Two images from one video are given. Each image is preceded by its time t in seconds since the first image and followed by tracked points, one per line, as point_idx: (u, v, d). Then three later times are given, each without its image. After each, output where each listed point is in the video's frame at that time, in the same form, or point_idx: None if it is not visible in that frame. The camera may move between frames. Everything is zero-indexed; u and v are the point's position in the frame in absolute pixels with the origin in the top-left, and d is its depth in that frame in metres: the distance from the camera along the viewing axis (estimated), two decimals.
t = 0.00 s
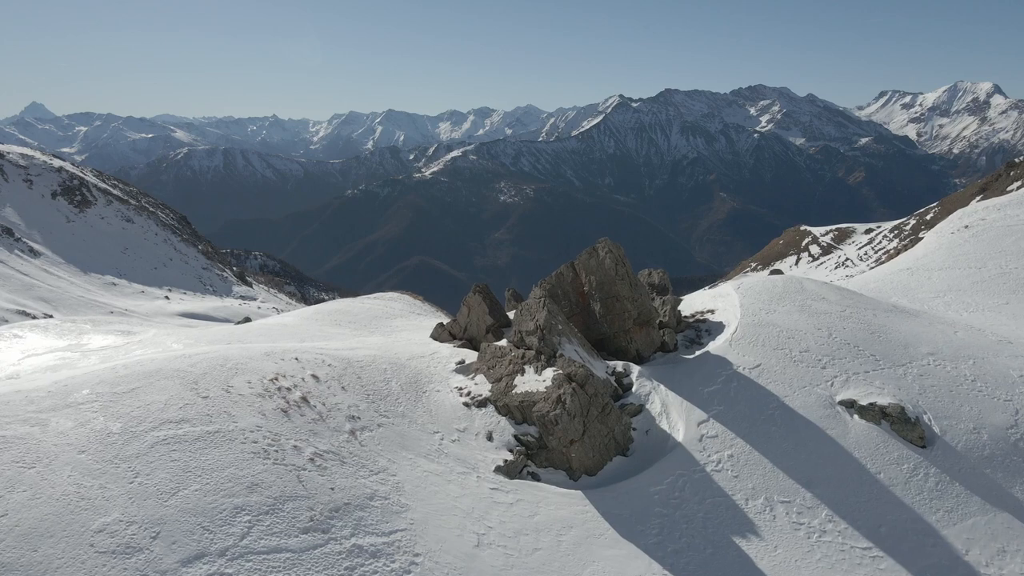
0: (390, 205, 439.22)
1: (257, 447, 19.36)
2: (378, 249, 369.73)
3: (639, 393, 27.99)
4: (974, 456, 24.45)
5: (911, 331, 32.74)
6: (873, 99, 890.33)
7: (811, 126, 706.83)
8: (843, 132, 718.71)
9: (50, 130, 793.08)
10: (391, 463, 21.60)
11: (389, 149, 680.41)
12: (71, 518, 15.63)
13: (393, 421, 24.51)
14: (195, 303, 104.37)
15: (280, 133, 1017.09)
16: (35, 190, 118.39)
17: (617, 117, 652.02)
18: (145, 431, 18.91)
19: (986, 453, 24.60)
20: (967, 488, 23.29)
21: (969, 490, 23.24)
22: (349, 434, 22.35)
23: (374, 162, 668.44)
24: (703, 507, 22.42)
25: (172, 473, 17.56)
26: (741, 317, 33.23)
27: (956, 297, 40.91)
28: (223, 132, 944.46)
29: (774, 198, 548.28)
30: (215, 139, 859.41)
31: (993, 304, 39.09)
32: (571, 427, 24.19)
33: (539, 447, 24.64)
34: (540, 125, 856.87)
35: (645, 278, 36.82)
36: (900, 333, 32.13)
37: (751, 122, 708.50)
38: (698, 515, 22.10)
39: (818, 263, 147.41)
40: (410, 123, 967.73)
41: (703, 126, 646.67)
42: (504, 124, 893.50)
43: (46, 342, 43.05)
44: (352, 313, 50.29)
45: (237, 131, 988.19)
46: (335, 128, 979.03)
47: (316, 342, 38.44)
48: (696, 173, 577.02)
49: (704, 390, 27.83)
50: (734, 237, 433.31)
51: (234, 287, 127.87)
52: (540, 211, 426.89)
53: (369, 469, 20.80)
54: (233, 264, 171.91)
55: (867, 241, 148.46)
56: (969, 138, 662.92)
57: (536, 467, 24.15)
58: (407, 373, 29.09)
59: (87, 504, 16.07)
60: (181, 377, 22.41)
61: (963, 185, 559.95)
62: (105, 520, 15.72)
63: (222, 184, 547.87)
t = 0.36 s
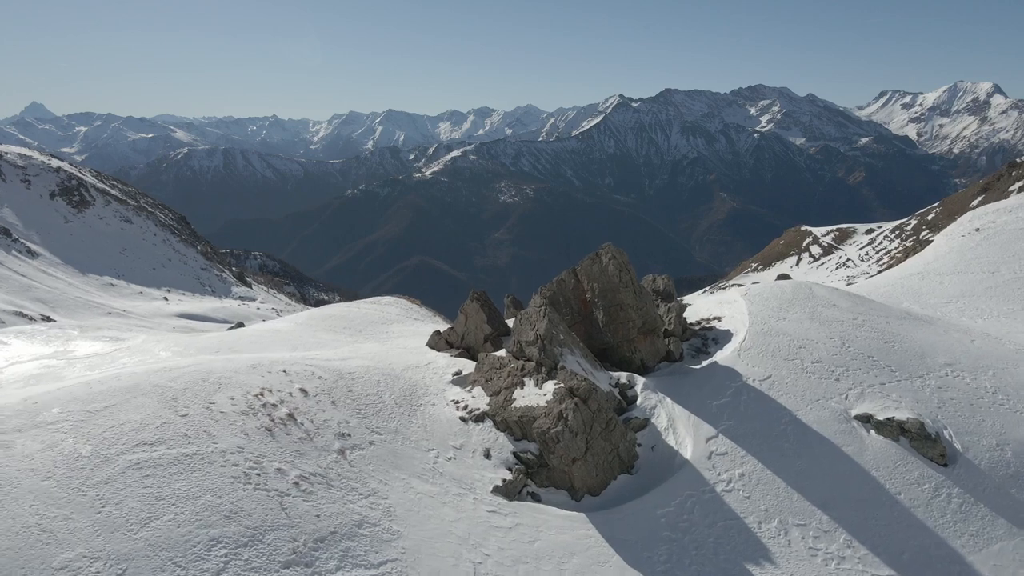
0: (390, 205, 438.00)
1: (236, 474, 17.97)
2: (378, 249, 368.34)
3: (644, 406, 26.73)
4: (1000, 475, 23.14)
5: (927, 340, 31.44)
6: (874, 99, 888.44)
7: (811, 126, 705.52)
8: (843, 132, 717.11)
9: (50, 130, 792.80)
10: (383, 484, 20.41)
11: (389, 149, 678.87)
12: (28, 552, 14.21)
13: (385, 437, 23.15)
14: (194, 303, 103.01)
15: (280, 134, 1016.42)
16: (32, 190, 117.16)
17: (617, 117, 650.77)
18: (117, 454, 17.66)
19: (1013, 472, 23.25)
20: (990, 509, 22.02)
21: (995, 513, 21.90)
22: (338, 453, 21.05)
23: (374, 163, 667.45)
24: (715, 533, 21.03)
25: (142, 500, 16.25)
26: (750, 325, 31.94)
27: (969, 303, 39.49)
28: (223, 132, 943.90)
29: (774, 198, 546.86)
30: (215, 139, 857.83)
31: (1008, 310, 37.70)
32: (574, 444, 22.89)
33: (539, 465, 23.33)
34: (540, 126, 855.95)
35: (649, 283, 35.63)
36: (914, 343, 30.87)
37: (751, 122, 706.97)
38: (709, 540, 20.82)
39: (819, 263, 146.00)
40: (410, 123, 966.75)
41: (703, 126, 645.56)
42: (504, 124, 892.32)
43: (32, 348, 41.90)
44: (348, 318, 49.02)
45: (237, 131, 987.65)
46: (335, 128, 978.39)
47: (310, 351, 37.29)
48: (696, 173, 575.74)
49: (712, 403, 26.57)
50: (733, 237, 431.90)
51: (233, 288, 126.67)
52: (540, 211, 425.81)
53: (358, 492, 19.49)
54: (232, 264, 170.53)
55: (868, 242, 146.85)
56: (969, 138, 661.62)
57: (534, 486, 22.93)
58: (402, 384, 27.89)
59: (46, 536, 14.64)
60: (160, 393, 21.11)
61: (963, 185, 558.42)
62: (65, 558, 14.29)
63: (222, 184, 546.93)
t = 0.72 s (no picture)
0: (389, 206, 436.76)
1: (216, 500, 16.74)
2: (378, 249, 366.99)
3: (649, 419, 25.49)
4: None
5: (944, 350, 30.13)
6: (874, 98, 886.58)
7: (811, 126, 704.09)
8: (843, 132, 715.48)
9: (50, 130, 791.67)
10: (374, 509, 19.07)
11: (389, 149, 677.08)
12: None
13: (377, 456, 21.88)
14: (193, 304, 101.77)
15: (280, 133, 1015.16)
16: (30, 191, 115.60)
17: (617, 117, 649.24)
18: (85, 481, 16.37)
19: None
20: (1019, 534, 20.73)
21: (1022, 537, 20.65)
22: (325, 475, 19.72)
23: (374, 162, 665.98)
24: (726, 559, 19.80)
25: (109, 534, 14.95)
26: (759, 333, 30.67)
27: (984, 309, 38.13)
28: (223, 132, 942.26)
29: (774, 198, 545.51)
30: (215, 139, 856.34)
31: None
32: (576, 463, 21.62)
33: (540, 484, 22.08)
34: (540, 125, 854.76)
35: (652, 290, 34.49)
36: (931, 352, 29.60)
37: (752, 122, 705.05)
38: (722, 568, 19.51)
39: (820, 264, 144.69)
40: (410, 123, 965.32)
41: (704, 126, 644.33)
42: (504, 124, 890.69)
43: (18, 356, 40.57)
44: (342, 324, 47.81)
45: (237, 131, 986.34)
46: (335, 128, 977.10)
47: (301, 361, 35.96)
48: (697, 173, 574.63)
49: (721, 417, 25.35)
50: (734, 238, 430.73)
51: (232, 288, 125.43)
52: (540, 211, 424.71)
53: (346, 518, 18.20)
54: (231, 265, 169.36)
55: (869, 242, 145.34)
56: (969, 138, 659.99)
57: (534, 508, 21.58)
58: (396, 396, 26.68)
59: None
60: (134, 412, 19.70)
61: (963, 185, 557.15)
62: None
63: (222, 184, 545.61)
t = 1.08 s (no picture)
0: (389, 206, 435.58)
1: (190, 530, 15.44)
2: (378, 249, 365.63)
3: (656, 436, 24.08)
4: None
5: (964, 360, 28.82)
6: (874, 99, 885.04)
7: (811, 126, 702.86)
8: (844, 131, 714.03)
9: (49, 130, 790.29)
10: (363, 538, 17.78)
11: (389, 149, 675.70)
12: None
13: (368, 479, 20.58)
14: (191, 305, 100.51)
15: (280, 133, 1013.81)
16: (28, 191, 114.02)
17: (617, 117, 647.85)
18: (45, 513, 15.00)
19: None
20: None
21: None
22: (311, 500, 18.46)
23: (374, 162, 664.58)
24: None
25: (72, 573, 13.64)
26: (769, 343, 29.36)
27: (1000, 315, 36.77)
28: (223, 132, 941.03)
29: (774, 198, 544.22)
30: (215, 139, 855.15)
31: None
32: (579, 485, 20.32)
33: (540, 507, 20.76)
34: (540, 125, 853.48)
35: (657, 296, 33.14)
36: (951, 363, 28.25)
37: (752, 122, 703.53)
38: None
39: (821, 264, 143.44)
40: (410, 123, 963.92)
41: (704, 126, 643.10)
42: (504, 124, 889.18)
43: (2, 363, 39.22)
44: (337, 330, 46.54)
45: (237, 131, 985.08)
46: (335, 128, 975.77)
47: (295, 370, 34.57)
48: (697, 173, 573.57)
49: (731, 433, 24.11)
50: (734, 238, 429.63)
51: (231, 289, 124.18)
52: (540, 211, 423.58)
53: (332, 549, 16.93)
54: (230, 266, 168.00)
55: (870, 243, 144.28)
56: (969, 138, 658.81)
57: (534, 533, 20.27)
58: (391, 411, 25.38)
59: None
60: (106, 432, 18.53)
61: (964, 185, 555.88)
62: None
63: (222, 184, 544.29)
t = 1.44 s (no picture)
0: (389, 206, 434.41)
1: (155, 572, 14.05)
2: (378, 249, 364.34)
3: (662, 453, 22.76)
4: None
5: (984, 372, 27.49)
6: (874, 99, 883.48)
7: (811, 126, 701.50)
8: (844, 131, 712.58)
9: (49, 130, 789.08)
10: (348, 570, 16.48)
11: (389, 149, 674.28)
12: None
13: (356, 503, 19.29)
14: (190, 306, 99.36)
15: (280, 134, 1012.50)
16: (26, 191, 112.42)
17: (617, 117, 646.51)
18: None
19: None
20: None
21: None
22: (294, 529, 17.11)
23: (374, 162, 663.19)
24: None
25: None
26: (779, 354, 28.08)
27: (1018, 322, 35.40)
28: (223, 132, 939.57)
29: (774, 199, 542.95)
30: (216, 139, 854.17)
31: None
32: (582, 509, 19.01)
33: (541, 534, 19.38)
34: (540, 125, 852.15)
35: (662, 304, 31.95)
36: (970, 375, 26.96)
37: (752, 122, 701.92)
38: None
39: (821, 264, 142.38)
40: (410, 123, 962.91)
41: (704, 126, 641.98)
42: (504, 124, 887.66)
43: None
44: (331, 336, 45.34)
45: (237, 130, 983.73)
46: (335, 128, 974.38)
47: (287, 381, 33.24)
48: (697, 173, 572.38)
49: (742, 451, 22.87)
50: (734, 238, 428.53)
51: (229, 289, 122.96)
52: (540, 211, 422.50)
53: None
54: (230, 266, 166.89)
55: (871, 243, 143.06)
56: (969, 138, 657.48)
57: (533, 560, 18.98)
58: (384, 426, 24.12)
59: None
60: (74, 456, 17.27)
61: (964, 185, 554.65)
62: None
63: (222, 185, 542.97)
